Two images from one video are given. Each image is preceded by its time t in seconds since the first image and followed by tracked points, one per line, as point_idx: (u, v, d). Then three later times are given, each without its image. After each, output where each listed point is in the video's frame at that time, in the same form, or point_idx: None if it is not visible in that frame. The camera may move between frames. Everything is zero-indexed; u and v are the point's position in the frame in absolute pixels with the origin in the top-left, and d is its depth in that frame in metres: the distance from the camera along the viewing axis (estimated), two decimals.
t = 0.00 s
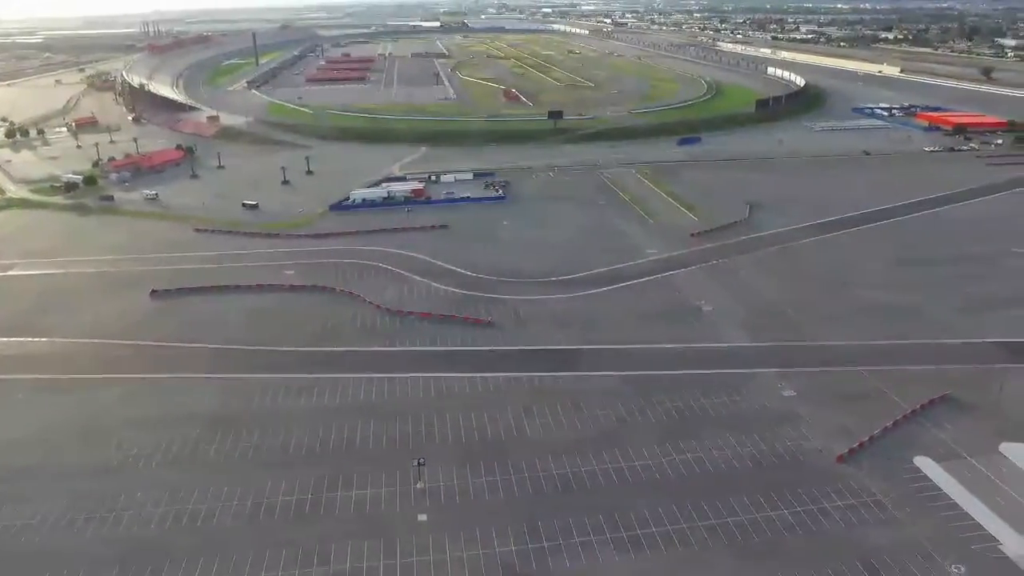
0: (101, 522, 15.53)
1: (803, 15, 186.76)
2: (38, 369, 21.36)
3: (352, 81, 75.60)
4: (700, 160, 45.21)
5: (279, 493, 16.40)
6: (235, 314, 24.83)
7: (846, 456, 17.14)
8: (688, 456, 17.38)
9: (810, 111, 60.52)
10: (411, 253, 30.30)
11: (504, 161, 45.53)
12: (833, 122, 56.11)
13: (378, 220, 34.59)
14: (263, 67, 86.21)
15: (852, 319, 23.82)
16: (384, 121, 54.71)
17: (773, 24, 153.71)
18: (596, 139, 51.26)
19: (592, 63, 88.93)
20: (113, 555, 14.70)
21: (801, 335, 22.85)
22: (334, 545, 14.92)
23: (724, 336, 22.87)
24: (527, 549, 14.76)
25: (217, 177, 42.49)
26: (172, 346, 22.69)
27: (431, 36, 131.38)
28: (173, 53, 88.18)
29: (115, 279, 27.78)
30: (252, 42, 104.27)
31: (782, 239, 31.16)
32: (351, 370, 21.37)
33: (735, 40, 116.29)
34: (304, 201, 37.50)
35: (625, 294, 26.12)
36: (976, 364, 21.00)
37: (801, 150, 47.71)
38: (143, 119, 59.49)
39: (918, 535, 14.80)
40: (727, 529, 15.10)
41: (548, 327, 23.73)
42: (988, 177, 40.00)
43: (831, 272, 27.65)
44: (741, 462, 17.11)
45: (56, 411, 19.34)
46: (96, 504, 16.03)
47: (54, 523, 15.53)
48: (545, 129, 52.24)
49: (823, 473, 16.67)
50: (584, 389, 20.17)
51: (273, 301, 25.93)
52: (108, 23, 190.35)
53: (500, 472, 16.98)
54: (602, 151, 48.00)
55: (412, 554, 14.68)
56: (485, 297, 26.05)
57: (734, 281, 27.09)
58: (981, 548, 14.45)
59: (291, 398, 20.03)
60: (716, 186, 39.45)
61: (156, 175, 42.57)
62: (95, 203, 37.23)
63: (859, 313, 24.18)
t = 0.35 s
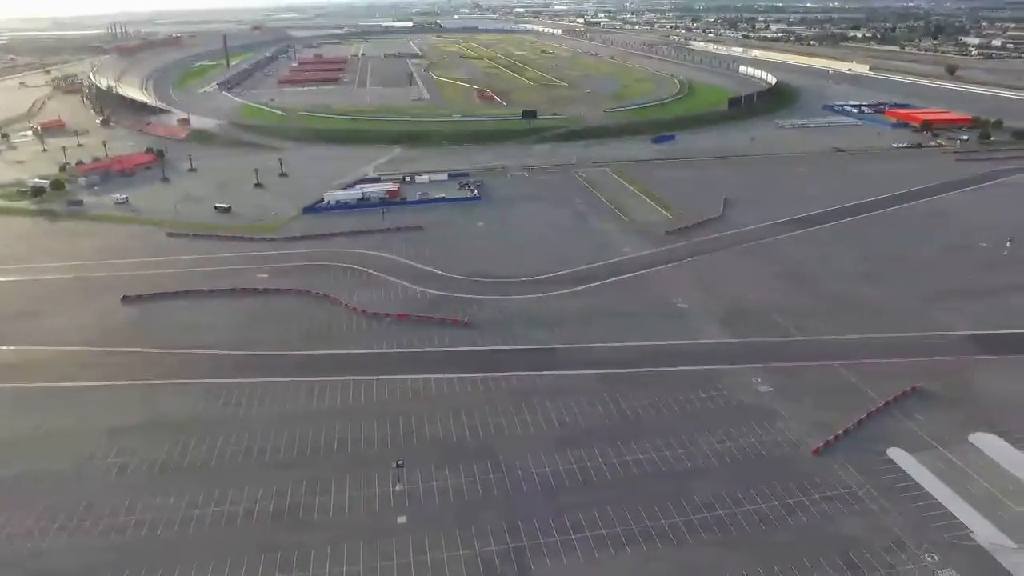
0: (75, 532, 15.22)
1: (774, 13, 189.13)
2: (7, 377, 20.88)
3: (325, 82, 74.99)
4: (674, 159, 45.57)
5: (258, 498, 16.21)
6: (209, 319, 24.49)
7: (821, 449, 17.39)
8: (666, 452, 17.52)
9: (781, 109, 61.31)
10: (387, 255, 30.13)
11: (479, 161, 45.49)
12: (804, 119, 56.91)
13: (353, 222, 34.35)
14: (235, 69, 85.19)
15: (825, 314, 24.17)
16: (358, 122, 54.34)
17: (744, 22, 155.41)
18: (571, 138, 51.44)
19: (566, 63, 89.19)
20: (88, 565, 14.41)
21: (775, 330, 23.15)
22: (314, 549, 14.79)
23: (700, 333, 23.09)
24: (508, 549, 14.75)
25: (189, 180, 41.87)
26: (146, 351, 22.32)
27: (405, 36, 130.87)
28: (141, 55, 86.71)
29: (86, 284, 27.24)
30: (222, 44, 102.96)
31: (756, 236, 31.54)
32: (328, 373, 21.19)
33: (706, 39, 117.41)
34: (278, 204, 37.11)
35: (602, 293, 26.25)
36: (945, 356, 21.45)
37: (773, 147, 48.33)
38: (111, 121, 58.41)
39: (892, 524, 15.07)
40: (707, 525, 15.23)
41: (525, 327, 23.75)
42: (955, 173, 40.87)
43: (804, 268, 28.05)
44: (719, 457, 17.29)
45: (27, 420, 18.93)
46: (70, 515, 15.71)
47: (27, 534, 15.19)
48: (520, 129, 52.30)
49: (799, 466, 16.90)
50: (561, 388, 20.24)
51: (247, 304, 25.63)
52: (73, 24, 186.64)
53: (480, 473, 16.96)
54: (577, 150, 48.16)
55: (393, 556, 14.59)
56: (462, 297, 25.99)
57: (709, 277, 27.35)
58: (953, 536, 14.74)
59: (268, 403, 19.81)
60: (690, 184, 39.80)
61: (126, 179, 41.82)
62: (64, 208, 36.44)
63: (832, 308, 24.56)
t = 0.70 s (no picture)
0: (44, 545, 14.89)
1: (742, 13, 191.40)
2: None
3: (294, 84, 74.16)
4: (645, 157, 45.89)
5: (232, 505, 16.00)
6: (180, 324, 24.09)
7: (794, 442, 17.66)
8: (641, 449, 17.66)
9: (750, 107, 62.09)
10: (359, 257, 29.89)
11: (452, 161, 45.38)
12: (771, 117, 57.71)
13: (324, 224, 34.01)
14: (202, 70, 83.89)
15: (796, 309, 24.54)
16: (328, 124, 53.83)
17: (713, 21, 156.98)
18: (543, 138, 51.54)
19: (537, 62, 89.38)
20: None
21: (748, 325, 23.44)
22: (290, 555, 14.61)
23: (674, 330, 23.30)
24: (485, 549, 14.74)
25: (156, 184, 41.11)
26: (115, 359, 21.86)
27: (375, 37, 129.98)
28: (104, 58, 84.93)
29: (51, 292, 26.60)
30: (188, 45, 101.23)
31: (727, 233, 31.92)
32: (301, 378, 20.94)
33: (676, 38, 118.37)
34: (249, 207, 36.61)
35: (576, 292, 26.34)
36: (912, 348, 21.91)
37: (742, 145, 48.92)
38: (75, 125, 57.08)
39: (865, 515, 15.35)
40: (682, 520, 15.36)
41: (501, 327, 23.74)
42: (919, 168, 41.75)
43: (774, 264, 28.44)
44: (693, 452, 17.47)
45: None
46: (39, 527, 15.36)
47: None
48: (492, 129, 52.26)
49: (773, 460, 17.12)
50: (537, 387, 20.30)
51: (218, 309, 25.25)
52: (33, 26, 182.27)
53: (456, 474, 16.92)
54: (549, 150, 48.30)
55: (370, 560, 14.48)
56: (436, 298, 25.90)
57: (681, 275, 27.62)
58: (923, 524, 15.05)
59: (241, 408, 19.55)
60: (661, 182, 40.12)
61: (91, 183, 40.89)
62: (26, 214, 35.52)
63: (802, 303, 24.94)
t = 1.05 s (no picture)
0: (16, 555, 14.56)
1: (714, 12, 193.34)
2: None
3: (268, 85, 73.45)
4: (621, 156, 46.15)
5: (210, 510, 15.78)
6: (154, 329, 23.70)
7: (772, 437, 17.87)
8: (621, 446, 17.74)
9: (724, 105, 62.68)
10: (336, 259, 29.65)
11: (428, 162, 45.25)
12: (745, 115, 58.36)
13: (299, 227, 33.68)
14: (173, 72, 82.74)
15: (772, 305, 24.83)
16: (302, 125, 53.35)
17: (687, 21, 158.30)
18: (520, 138, 51.55)
19: (512, 62, 89.48)
20: None
21: (725, 322, 23.67)
22: (270, 560, 14.44)
23: (653, 327, 23.45)
24: (466, 549, 14.69)
25: (128, 187, 40.42)
26: (88, 365, 21.45)
27: (349, 38, 129.16)
28: (72, 61, 83.36)
29: (20, 298, 26.02)
30: (158, 47, 99.38)
31: (703, 230, 32.21)
32: (279, 381, 20.72)
33: (650, 38, 119.18)
34: (222, 210, 36.13)
35: (555, 291, 26.38)
36: (885, 342, 22.30)
37: (716, 143, 49.42)
38: (42, 128, 55.69)
39: (842, 507, 15.58)
40: (663, 517, 15.45)
41: (481, 327, 23.68)
42: (890, 165, 42.49)
43: (750, 260, 28.76)
44: (673, 449, 17.60)
45: None
46: (11, 537, 15.02)
47: None
48: (468, 129, 52.18)
49: (751, 455, 17.31)
50: (517, 387, 20.32)
51: (193, 313, 24.90)
52: None
53: (436, 475, 16.86)
54: (526, 150, 48.35)
55: (350, 564, 14.36)
56: (414, 299, 25.78)
57: (659, 272, 27.81)
58: (899, 515, 15.31)
59: (218, 413, 19.28)
60: (637, 180, 40.37)
61: (60, 187, 40.09)
62: None
63: (778, 299, 25.25)
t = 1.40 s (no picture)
0: None
1: (684, 11, 194.86)
2: None
3: (235, 87, 72.45)
4: (593, 154, 46.35)
5: (185, 518, 15.52)
6: (123, 336, 23.22)
7: (747, 431, 18.09)
8: (598, 444, 17.80)
9: (695, 103, 63.32)
10: (307, 262, 29.33)
11: (400, 163, 44.99)
12: (714, 113, 59.03)
13: (270, 230, 33.24)
14: (138, 75, 81.22)
15: (744, 300, 25.16)
16: (271, 127, 52.69)
17: (656, 20, 159.44)
18: (492, 138, 51.51)
19: (483, 62, 89.43)
20: None
21: (699, 318, 23.89)
22: (247, 567, 14.24)
23: (628, 325, 23.59)
24: (444, 551, 14.62)
25: (93, 192, 39.54)
26: (56, 374, 20.94)
27: (317, 39, 127.69)
28: (32, 64, 81.31)
29: None
30: (122, 49, 97.46)
31: (675, 227, 32.50)
32: (252, 386, 20.42)
33: (620, 37, 119.89)
34: (191, 214, 35.52)
35: (530, 290, 26.40)
36: (856, 335, 22.70)
37: (686, 141, 49.88)
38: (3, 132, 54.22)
39: (816, 498, 15.83)
40: (640, 513, 15.53)
41: (457, 328, 23.60)
42: (856, 161, 43.26)
43: (721, 257, 29.09)
44: (648, 445, 17.71)
45: None
46: None
47: None
48: (439, 129, 52.01)
49: (727, 450, 17.50)
50: (491, 386, 20.30)
51: (164, 319, 24.44)
52: None
53: (412, 477, 16.75)
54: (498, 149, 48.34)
55: (327, 569, 14.19)
56: (388, 301, 25.59)
57: (632, 270, 27.99)
58: (872, 505, 15.60)
59: (191, 419, 18.95)
60: (609, 179, 40.59)
61: (23, 193, 39.09)
62: None
63: (749, 294, 25.61)
